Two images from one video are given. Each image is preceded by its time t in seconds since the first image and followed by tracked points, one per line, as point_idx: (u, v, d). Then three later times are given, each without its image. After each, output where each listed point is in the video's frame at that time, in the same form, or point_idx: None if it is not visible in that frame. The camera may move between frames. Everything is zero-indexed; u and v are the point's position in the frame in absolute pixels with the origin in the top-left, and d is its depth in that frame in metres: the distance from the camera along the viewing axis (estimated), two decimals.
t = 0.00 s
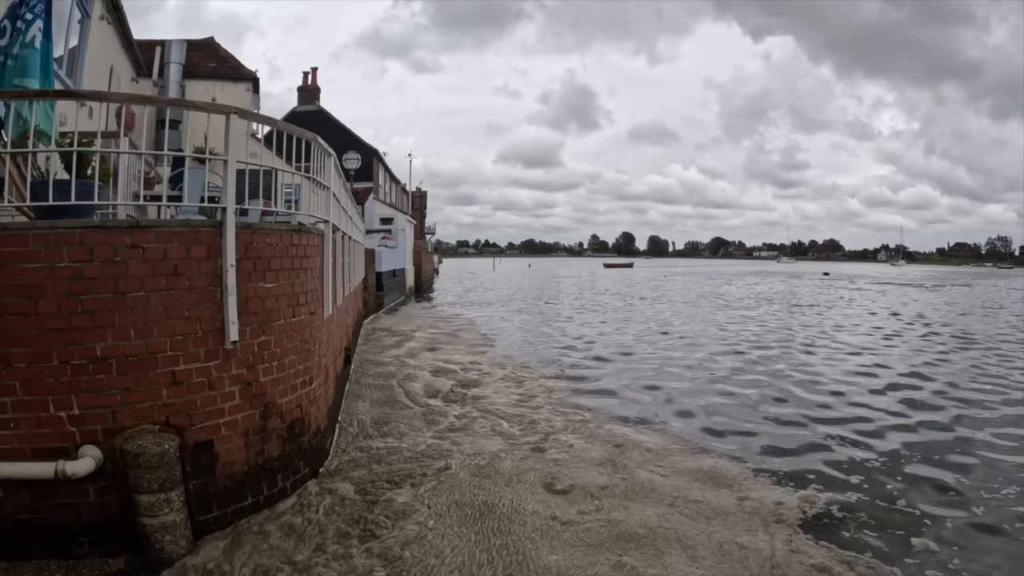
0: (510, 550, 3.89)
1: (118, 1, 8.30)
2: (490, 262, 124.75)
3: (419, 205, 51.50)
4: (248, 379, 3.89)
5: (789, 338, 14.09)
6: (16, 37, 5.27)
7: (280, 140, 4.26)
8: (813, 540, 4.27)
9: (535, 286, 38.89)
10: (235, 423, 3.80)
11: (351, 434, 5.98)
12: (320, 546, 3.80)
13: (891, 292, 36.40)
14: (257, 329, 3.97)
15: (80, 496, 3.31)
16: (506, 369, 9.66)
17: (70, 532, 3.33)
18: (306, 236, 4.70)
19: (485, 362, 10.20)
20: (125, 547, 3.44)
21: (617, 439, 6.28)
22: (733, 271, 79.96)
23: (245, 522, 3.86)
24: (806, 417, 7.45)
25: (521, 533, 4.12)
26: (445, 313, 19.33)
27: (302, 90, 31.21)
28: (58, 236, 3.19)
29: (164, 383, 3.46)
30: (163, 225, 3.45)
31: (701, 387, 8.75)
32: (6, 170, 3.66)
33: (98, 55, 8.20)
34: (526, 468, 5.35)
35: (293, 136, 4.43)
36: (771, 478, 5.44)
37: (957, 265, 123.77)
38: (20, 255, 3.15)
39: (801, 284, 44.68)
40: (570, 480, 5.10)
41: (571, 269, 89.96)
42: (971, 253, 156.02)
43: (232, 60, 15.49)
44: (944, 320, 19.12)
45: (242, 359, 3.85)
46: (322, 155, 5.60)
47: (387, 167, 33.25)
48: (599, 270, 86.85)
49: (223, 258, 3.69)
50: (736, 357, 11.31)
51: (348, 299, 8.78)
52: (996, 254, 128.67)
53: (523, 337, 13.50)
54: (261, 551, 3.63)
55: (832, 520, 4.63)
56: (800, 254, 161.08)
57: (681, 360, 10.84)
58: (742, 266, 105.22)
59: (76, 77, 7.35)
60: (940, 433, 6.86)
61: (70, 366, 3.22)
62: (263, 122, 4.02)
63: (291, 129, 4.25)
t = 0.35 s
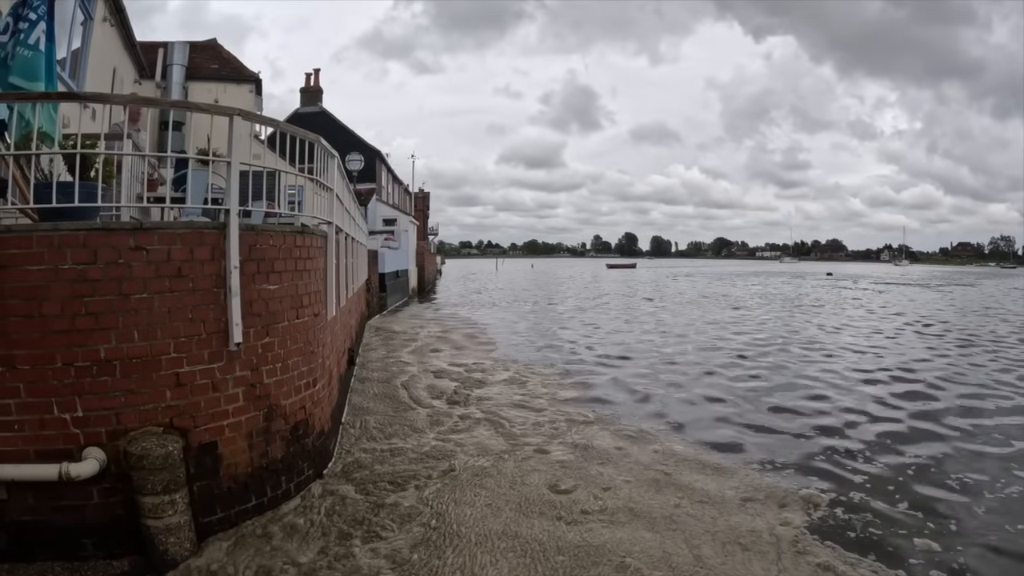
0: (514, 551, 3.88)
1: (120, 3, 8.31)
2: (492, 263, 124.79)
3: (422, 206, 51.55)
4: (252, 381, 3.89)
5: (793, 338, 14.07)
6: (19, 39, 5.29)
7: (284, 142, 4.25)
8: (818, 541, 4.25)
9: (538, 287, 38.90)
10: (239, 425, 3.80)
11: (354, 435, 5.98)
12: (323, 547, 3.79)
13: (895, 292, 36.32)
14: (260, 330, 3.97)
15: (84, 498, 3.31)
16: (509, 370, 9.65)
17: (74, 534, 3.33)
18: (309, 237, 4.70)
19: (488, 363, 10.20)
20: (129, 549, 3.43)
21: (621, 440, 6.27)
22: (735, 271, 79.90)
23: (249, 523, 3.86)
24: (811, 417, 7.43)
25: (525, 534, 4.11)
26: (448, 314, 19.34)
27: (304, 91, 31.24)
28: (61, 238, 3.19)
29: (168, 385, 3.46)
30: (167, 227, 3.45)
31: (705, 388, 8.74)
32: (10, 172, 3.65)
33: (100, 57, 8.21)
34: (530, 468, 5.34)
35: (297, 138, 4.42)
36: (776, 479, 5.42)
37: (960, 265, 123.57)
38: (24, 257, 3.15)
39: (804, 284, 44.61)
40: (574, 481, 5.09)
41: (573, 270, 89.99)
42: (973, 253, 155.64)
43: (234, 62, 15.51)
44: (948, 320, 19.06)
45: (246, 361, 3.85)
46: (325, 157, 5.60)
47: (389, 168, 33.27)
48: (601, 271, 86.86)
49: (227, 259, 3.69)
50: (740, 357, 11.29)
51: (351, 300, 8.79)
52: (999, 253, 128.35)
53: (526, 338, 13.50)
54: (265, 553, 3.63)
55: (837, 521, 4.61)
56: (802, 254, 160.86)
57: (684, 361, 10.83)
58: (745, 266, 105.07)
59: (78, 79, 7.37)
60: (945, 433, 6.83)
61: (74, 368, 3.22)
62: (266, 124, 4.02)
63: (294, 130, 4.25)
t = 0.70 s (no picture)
0: (519, 552, 3.89)
1: (124, 5, 8.34)
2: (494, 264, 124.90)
3: (426, 207, 51.62)
4: (257, 383, 3.89)
5: (797, 338, 14.03)
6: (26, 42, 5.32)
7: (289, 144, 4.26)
8: (823, 542, 4.23)
9: (541, 288, 38.94)
10: (245, 427, 3.81)
11: (359, 437, 5.99)
12: (328, 549, 3.79)
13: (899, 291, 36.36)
14: (266, 333, 3.98)
15: (90, 500, 3.32)
16: (513, 371, 9.65)
17: (80, 536, 3.34)
18: (314, 239, 4.71)
19: (492, 364, 10.19)
20: (134, 551, 3.44)
21: (625, 441, 6.26)
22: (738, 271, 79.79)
23: (254, 525, 3.86)
24: (816, 417, 7.41)
25: (531, 535, 4.11)
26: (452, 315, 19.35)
27: (307, 93, 31.30)
28: (67, 241, 3.20)
29: (174, 387, 3.47)
30: (172, 230, 3.46)
31: (710, 389, 8.71)
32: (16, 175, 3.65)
33: (104, 60, 8.23)
34: (534, 470, 5.34)
35: (301, 140, 4.43)
36: (781, 479, 5.41)
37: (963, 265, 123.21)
38: (30, 260, 3.16)
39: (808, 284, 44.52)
40: (579, 483, 5.08)
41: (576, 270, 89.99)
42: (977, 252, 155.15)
43: (238, 64, 15.54)
44: (953, 320, 18.97)
45: (252, 363, 3.85)
46: (330, 159, 5.61)
47: (392, 169, 33.30)
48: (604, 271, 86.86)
49: (233, 262, 3.70)
50: (745, 358, 11.27)
51: (355, 302, 8.80)
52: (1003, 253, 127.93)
53: (531, 339, 13.50)
54: (269, 555, 3.64)
55: (842, 522, 4.59)
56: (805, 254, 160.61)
57: (689, 361, 10.82)
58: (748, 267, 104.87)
59: (83, 82, 7.39)
60: (950, 433, 6.81)
61: (80, 370, 3.23)
62: (271, 126, 4.03)
63: (299, 133, 4.25)
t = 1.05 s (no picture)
0: (523, 553, 3.88)
1: (127, 7, 8.35)
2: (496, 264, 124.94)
3: (429, 208, 51.66)
4: (261, 383, 3.90)
5: (801, 339, 14.00)
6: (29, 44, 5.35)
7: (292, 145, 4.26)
8: (827, 542, 4.21)
9: (544, 289, 38.93)
10: (249, 427, 3.81)
11: (362, 437, 5.99)
12: (331, 550, 3.80)
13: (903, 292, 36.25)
14: (269, 333, 3.98)
15: (94, 500, 3.33)
16: (517, 371, 9.64)
17: (84, 536, 3.34)
18: (318, 240, 4.72)
19: (495, 365, 10.18)
20: (138, 551, 3.44)
21: (628, 441, 6.25)
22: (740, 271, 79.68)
23: (258, 525, 3.87)
24: (820, 418, 7.39)
25: (535, 536, 4.10)
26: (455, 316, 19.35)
27: (310, 94, 31.33)
28: (71, 242, 3.21)
29: (177, 388, 3.47)
30: (176, 231, 3.46)
31: (714, 389, 8.70)
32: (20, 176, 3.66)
33: (107, 61, 8.25)
34: (537, 470, 5.33)
35: (305, 141, 4.43)
36: (785, 480, 5.39)
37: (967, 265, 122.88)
38: (34, 261, 3.17)
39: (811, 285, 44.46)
40: (583, 483, 5.08)
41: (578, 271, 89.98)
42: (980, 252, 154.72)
43: (241, 65, 15.55)
44: (958, 320, 18.91)
45: (255, 364, 3.86)
46: (333, 159, 5.62)
47: (395, 170, 33.33)
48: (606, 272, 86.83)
49: (236, 262, 3.70)
50: (748, 358, 11.24)
51: (359, 303, 8.81)
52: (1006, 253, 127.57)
53: (534, 339, 13.49)
54: (273, 555, 3.64)
55: (846, 522, 4.57)
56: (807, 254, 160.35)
57: (692, 362, 10.80)
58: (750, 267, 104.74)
59: (86, 83, 7.40)
60: (954, 434, 6.77)
61: (84, 370, 3.24)
62: (275, 127, 4.03)
63: (303, 134, 4.25)
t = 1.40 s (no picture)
0: (528, 554, 3.88)
1: (130, 9, 8.36)
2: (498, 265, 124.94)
3: (431, 208, 51.69)
4: (265, 385, 3.90)
5: (804, 339, 13.98)
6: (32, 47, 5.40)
7: (295, 147, 4.26)
8: (830, 544, 4.20)
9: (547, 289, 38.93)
10: (252, 429, 3.81)
11: (365, 438, 5.99)
12: (336, 551, 3.79)
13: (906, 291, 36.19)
14: (273, 335, 3.98)
15: (98, 502, 3.33)
16: (520, 372, 9.64)
17: (89, 538, 3.35)
18: (321, 242, 4.72)
19: (499, 365, 10.18)
20: (143, 553, 3.44)
21: (632, 443, 6.23)
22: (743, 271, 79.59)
23: (261, 527, 3.86)
24: (823, 418, 7.37)
25: (540, 537, 4.10)
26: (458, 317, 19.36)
27: (312, 95, 31.37)
28: (75, 245, 3.21)
29: (181, 390, 3.47)
30: (180, 233, 3.46)
31: (717, 389, 8.69)
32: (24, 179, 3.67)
33: (110, 63, 8.26)
34: (540, 472, 5.32)
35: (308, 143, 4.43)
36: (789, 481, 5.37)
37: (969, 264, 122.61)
38: (39, 264, 3.17)
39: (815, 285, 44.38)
40: (586, 484, 5.07)
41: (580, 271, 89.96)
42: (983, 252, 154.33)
43: (243, 66, 15.57)
44: (962, 320, 18.85)
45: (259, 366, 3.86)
46: (336, 161, 5.62)
47: (397, 171, 33.36)
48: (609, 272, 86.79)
49: (240, 265, 3.70)
50: (751, 358, 11.23)
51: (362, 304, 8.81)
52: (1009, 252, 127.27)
53: (538, 340, 13.49)
54: (278, 557, 3.63)
55: (848, 524, 4.55)
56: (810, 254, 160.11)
57: (695, 362, 10.79)
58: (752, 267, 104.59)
59: (89, 85, 7.41)
60: (958, 434, 6.75)
61: (88, 373, 3.24)
62: (277, 129, 4.03)
63: (306, 136, 4.25)
